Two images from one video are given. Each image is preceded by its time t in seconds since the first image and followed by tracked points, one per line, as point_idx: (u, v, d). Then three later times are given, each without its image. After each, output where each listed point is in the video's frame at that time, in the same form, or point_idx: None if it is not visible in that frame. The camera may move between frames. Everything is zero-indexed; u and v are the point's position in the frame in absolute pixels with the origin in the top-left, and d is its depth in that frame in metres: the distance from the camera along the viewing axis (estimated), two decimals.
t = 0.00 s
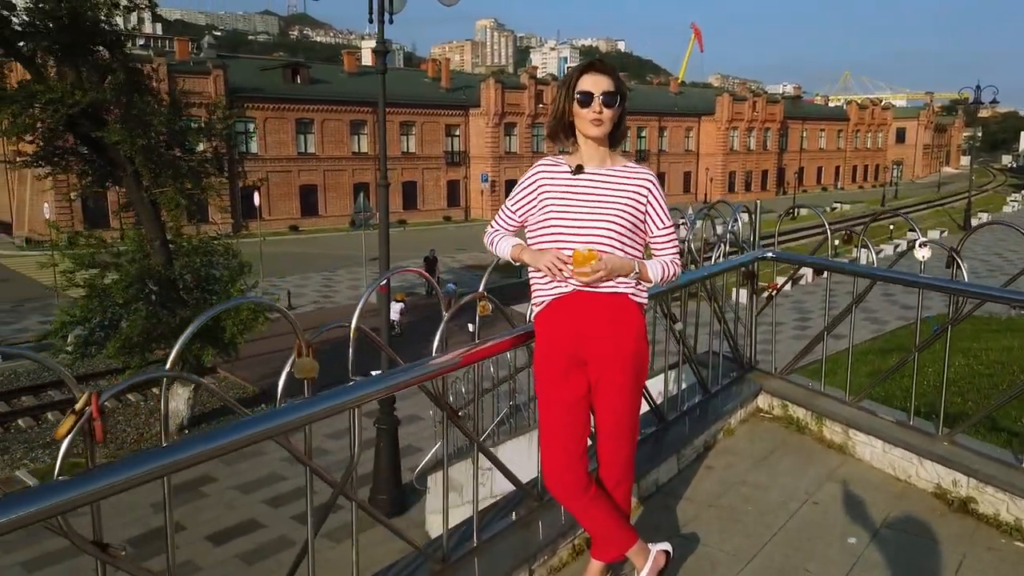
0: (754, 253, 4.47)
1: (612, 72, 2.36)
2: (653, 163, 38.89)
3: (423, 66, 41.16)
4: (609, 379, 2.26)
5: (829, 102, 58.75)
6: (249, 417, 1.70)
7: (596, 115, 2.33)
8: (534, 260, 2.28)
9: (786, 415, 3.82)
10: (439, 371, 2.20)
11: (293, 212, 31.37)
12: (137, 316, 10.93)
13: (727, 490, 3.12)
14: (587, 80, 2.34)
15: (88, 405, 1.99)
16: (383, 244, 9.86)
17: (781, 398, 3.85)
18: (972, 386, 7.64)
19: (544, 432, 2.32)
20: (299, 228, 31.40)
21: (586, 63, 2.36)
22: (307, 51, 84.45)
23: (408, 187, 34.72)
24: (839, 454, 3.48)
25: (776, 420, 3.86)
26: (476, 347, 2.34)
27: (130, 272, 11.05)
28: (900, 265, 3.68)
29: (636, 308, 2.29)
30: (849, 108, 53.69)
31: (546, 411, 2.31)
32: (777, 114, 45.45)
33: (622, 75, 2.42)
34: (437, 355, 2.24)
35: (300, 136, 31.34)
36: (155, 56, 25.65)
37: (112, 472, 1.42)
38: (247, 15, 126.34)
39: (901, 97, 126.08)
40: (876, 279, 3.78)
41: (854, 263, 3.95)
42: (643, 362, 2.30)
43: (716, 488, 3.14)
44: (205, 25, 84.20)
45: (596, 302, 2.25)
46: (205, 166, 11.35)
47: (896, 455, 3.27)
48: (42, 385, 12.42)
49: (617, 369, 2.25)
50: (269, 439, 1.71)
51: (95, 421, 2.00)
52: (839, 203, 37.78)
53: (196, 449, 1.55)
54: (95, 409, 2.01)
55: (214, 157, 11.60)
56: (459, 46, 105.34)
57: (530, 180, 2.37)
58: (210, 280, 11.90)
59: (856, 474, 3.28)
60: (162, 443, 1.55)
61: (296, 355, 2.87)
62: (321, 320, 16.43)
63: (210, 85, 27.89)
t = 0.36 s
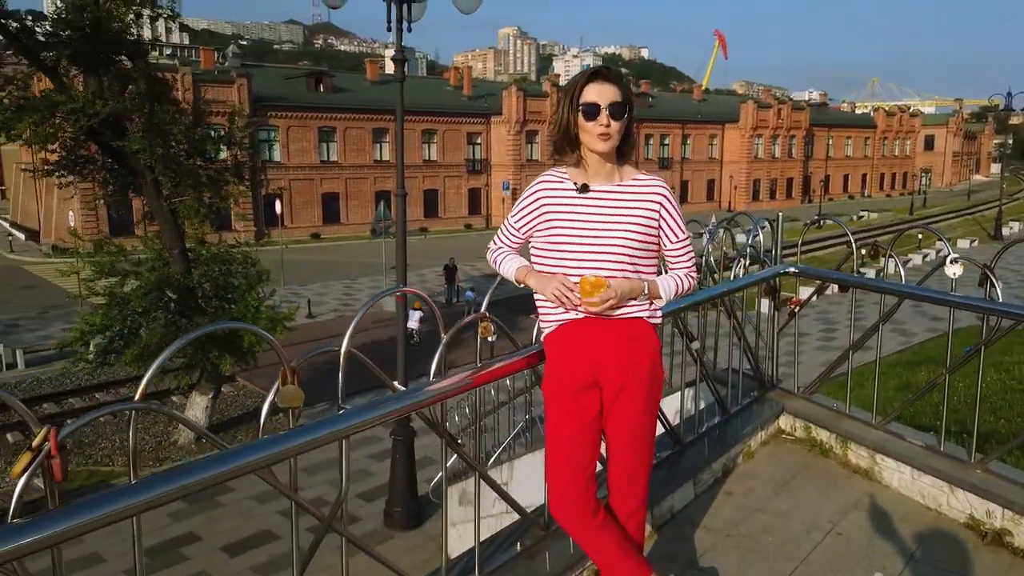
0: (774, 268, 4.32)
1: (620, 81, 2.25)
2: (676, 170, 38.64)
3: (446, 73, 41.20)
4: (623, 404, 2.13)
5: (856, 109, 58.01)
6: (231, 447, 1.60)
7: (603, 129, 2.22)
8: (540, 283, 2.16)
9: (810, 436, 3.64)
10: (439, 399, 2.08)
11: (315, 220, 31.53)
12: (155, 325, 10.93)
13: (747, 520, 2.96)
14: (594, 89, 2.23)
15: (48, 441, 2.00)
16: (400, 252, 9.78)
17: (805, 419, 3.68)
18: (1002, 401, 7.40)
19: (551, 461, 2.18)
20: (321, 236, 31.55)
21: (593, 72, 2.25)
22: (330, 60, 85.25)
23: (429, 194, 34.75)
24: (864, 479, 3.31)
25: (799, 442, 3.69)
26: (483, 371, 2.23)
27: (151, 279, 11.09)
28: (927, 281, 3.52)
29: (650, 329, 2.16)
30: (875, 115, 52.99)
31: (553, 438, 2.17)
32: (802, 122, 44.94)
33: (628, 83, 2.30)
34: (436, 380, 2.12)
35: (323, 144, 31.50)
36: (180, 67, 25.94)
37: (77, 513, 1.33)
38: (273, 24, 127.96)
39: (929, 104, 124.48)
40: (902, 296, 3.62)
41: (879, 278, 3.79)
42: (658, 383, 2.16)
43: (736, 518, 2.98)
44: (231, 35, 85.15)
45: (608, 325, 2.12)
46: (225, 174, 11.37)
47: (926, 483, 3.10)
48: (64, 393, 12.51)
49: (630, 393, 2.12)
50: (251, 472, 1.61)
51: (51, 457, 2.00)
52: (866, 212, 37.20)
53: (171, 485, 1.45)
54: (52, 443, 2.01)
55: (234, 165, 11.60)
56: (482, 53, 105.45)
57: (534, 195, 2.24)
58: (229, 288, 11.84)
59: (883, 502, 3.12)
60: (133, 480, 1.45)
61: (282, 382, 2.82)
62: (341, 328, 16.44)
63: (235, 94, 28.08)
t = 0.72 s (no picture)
0: (791, 290, 4.19)
1: (628, 95, 2.14)
2: (689, 190, 38.48)
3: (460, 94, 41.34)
4: (631, 438, 1.99)
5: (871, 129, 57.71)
6: (209, 488, 1.47)
7: (609, 145, 2.11)
8: (542, 310, 2.04)
9: (830, 468, 3.48)
10: (437, 432, 1.94)
11: (329, 239, 31.61)
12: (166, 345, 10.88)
13: (765, 559, 2.80)
14: (600, 103, 2.12)
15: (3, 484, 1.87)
16: (410, 272, 9.67)
17: (824, 449, 3.52)
18: None
19: (554, 497, 2.05)
20: (334, 255, 31.59)
21: (600, 86, 2.14)
22: (345, 80, 85.97)
23: (442, 213, 34.75)
24: (887, 514, 3.16)
25: (818, 473, 3.53)
26: (485, 401, 2.10)
27: (162, 299, 11.06)
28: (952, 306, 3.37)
29: (658, 358, 2.04)
30: (891, 135, 52.66)
31: (557, 473, 2.04)
32: (817, 141, 44.71)
33: (636, 98, 2.19)
34: (434, 412, 1.99)
35: (337, 164, 31.60)
36: (196, 87, 26.18)
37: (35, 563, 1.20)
38: (289, 46, 129.56)
39: (944, 124, 123.85)
40: (925, 321, 3.47)
41: (902, 303, 3.63)
42: (668, 417, 2.03)
43: (753, 555, 2.82)
44: (248, 56, 86.12)
45: (614, 354, 2.00)
46: (237, 194, 11.33)
47: (953, 520, 2.94)
48: (74, 412, 12.41)
49: (638, 426, 1.99)
50: (231, 515, 1.48)
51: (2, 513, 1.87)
52: (883, 232, 36.82)
53: (140, 531, 1.32)
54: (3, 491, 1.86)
55: (245, 185, 11.57)
56: (497, 73, 105.93)
57: (539, 215, 2.13)
58: (239, 307, 11.78)
59: (909, 540, 2.95)
60: (98, 525, 1.32)
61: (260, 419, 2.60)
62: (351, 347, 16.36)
63: (250, 115, 28.25)
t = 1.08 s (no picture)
0: (802, 326, 4.04)
1: (636, 125, 2.04)
2: (693, 223, 38.51)
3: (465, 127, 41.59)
4: (631, 492, 1.84)
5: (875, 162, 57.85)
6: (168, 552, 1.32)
7: (615, 176, 2.01)
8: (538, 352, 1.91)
9: (845, 514, 3.31)
10: (424, 485, 1.80)
11: (333, 270, 31.59)
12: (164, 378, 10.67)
13: None
14: (606, 131, 2.02)
15: None
16: (410, 304, 9.53)
17: (837, 494, 3.35)
18: None
19: (547, 554, 1.89)
20: (338, 287, 31.54)
21: (606, 113, 2.03)
22: (350, 114, 86.73)
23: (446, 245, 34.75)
24: (907, 565, 2.99)
25: (832, 520, 3.35)
26: (475, 452, 1.96)
27: (160, 332, 10.91)
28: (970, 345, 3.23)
29: (661, 406, 1.90)
30: (894, 168, 52.77)
31: (551, 527, 1.89)
32: (821, 174, 44.81)
33: (644, 128, 2.09)
34: (421, 464, 1.84)
35: (342, 196, 31.70)
36: (203, 121, 26.35)
37: None
38: (296, 81, 131.17)
39: (947, 158, 124.28)
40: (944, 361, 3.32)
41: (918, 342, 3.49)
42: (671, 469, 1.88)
43: None
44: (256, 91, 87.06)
45: (615, 399, 1.86)
46: (238, 227, 11.25)
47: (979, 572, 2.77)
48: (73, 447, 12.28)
49: (640, 479, 1.83)
50: None
51: None
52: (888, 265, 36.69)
53: None
54: None
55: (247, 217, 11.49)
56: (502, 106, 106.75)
57: (539, 248, 2.01)
58: (238, 340, 11.65)
59: None
60: None
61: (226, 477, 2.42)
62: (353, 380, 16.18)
63: (256, 147, 28.37)
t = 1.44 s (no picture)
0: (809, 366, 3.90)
1: (638, 151, 1.94)
2: (692, 259, 38.54)
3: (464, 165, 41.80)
4: (623, 550, 1.68)
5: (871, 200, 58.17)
6: None
7: (613, 202, 1.90)
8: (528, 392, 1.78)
9: (858, 563, 3.15)
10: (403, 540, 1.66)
11: (332, 306, 31.46)
12: (155, 417, 10.45)
13: None
14: (605, 156, 1.92)
15: None
16: (406, 341, 9.38)
17: (850, 543, 3.20)
18: None
19: None
20: (336, 323, 31.38)
21: (606, 139, 1.94)
22: (350, 153, 87.23)
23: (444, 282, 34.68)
24: None
25: (844, 570, 3.19)
26: (461, 504, 1.81)
27: (153, 369, 10.71)
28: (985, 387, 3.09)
29: (657, 457, 1.76)
30: (891, 206, 53.03)
31: None
32: (818, 212, 44.98)
33: (649, 156, 1.99)
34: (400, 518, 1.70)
35: (340, 233, 31.72)
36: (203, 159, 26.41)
37: None
38: (297, 120, 132.44)
39: (941, 196, 125.22)
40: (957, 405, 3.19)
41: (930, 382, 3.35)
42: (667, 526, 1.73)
43: None
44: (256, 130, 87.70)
45: (609, 446, 1.73)
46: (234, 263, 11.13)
47: None
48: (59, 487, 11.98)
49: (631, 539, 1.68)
50: None
51: None
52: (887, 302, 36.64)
53: None
54: None
55: (242, 254, 11.37)
56: (501, 145, 107.53)
57: (533, 279, 1.91)
58: (231, 378, 11.46)
59: None
60: None
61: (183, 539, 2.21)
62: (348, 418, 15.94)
63: (256, 185, 28.40)
